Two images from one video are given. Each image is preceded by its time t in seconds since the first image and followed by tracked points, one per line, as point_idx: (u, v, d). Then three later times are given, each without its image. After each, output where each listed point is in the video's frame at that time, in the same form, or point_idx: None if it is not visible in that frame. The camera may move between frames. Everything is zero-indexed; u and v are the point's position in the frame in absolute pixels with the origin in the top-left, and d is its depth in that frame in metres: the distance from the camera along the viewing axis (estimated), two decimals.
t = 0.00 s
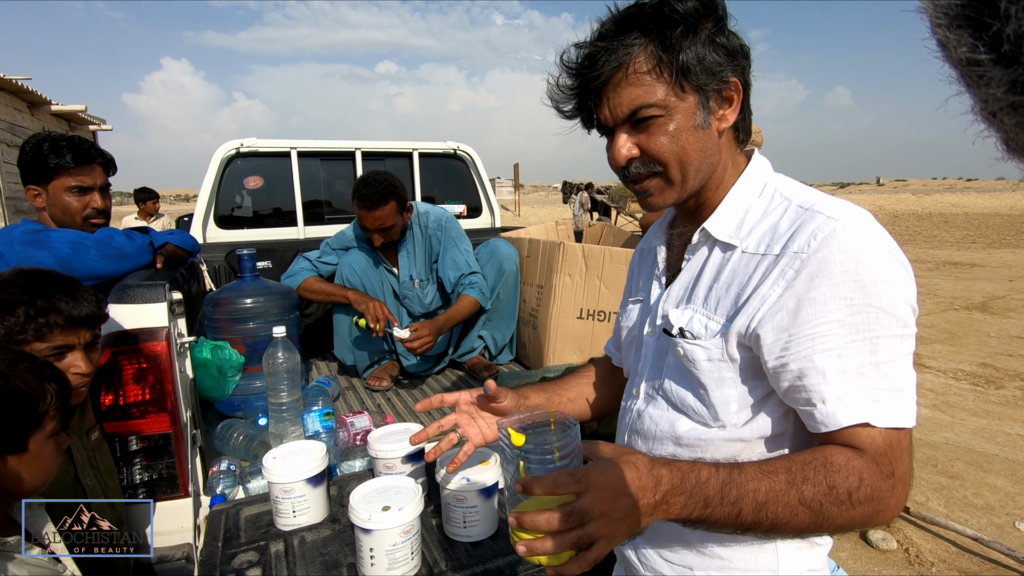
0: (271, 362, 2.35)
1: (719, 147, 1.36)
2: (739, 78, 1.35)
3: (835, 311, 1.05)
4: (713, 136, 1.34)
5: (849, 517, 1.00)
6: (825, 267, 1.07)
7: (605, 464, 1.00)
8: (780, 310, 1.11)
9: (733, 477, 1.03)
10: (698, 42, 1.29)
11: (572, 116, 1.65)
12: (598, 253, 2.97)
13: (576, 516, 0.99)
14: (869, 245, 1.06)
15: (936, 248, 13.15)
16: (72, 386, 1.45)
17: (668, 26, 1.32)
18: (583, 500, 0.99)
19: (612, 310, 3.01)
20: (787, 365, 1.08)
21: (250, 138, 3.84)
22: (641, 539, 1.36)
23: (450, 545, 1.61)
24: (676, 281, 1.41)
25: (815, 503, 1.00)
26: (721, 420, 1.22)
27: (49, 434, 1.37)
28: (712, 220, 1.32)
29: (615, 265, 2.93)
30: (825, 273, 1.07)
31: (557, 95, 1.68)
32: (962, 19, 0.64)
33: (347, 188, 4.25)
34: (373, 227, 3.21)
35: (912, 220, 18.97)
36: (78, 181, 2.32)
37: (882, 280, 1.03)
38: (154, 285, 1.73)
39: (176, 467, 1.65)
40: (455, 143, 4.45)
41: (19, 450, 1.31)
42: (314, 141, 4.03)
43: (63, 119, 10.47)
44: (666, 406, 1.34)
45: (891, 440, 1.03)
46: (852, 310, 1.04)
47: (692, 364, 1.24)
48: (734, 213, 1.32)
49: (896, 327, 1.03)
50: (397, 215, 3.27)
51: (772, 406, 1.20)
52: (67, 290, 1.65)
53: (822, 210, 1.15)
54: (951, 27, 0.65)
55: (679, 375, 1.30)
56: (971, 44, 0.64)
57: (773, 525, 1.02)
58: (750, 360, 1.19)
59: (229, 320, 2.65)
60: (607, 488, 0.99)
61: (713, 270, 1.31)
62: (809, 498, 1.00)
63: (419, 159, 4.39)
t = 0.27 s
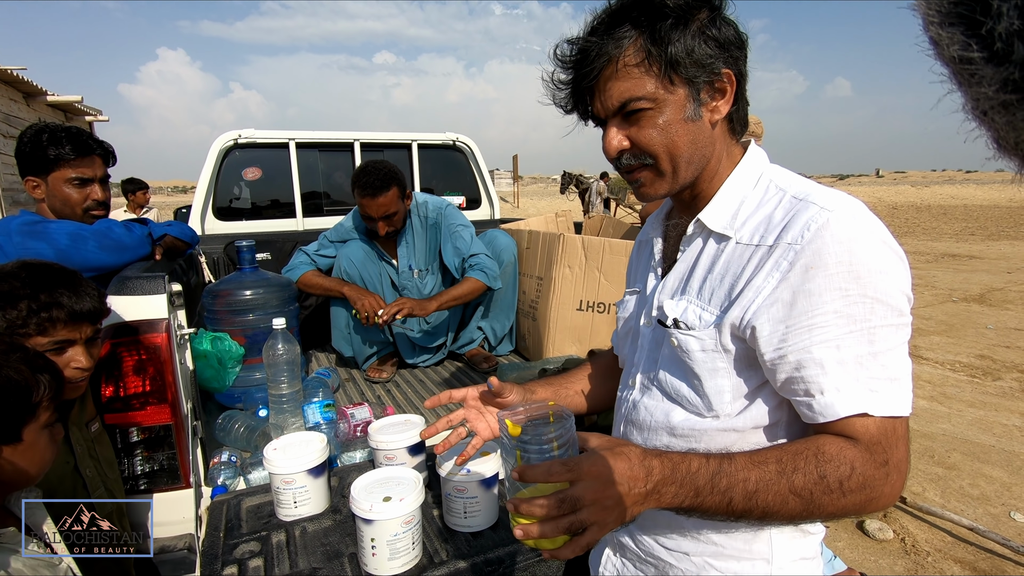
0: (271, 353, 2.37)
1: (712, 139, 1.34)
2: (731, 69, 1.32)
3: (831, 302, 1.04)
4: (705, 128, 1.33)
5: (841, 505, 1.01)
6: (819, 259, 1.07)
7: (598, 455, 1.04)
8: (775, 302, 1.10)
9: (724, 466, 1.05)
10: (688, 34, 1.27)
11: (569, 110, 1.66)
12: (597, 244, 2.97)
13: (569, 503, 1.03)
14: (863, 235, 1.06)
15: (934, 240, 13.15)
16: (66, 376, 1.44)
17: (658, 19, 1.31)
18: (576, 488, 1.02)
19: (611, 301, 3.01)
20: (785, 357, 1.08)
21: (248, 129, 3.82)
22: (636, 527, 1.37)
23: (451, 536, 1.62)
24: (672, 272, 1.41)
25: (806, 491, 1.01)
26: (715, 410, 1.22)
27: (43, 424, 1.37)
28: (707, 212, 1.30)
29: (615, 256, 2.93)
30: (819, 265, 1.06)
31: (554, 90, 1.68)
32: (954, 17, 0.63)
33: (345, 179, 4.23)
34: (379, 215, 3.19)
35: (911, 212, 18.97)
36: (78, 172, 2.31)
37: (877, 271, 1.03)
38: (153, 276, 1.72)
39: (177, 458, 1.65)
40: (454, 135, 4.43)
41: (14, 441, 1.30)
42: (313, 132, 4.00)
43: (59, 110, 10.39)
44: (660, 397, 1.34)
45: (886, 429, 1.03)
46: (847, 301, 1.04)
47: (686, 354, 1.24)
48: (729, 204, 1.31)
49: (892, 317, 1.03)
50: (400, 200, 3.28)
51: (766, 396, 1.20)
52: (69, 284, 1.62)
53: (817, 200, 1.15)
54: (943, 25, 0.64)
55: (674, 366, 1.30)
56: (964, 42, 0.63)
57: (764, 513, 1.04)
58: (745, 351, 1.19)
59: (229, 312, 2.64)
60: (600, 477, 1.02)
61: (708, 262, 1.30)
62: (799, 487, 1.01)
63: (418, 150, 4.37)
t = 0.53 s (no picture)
0: (273, 347, 2.36)
1: (711, 134, 1.34)
2: (728, 63, 1.30)
3: (827, 297, 1.04)
4: (703, 123, 1.32)
5: (834, 498, 1.02)
6: (814, 254, 1.06)
7: (587, 449, 1.08)
8: (771, 298, 1.10)
9: (715, 460, 1.06)
10: (683, 30, 1.25)
11: (564, 107, 1.63)
12: (598, 239, 2.97)
13: (560, 494, 1.06)
14: (860, 230, 1.05)
15: (935, 234, 13.13)
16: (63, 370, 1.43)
17: (653, 15, 1.28)
18: (567, 479, 1.06)
19: (611, 295, 3.01)
20: (783, 352, 1.08)
21: (248, 122, 3.81)
22: (631, 518, 1.37)
23: (452, 529, 1.63)
24: (669, 267, 1.40)
25: (796, 485, 1.02)
26: (709, 403, 1.22)
27: (40, 419, 1.36)
28: (704, 206, 1.31)
29: (616, 250, 2.93)
30: (815, 260, 1.06)
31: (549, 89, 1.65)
32: (947, 18, 0.63)
33: (346, 173, 4.23)
34: (384, 205, 3.18)
35: (913, 206, 18.92)
36: (78, 166, 2.30)
37: (874, 265, 1.03)
38: (154, 270, 1.72)
39: (179, 452, 1.66)
40: (454, 128, 4.42)
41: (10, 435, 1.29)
42: (313, 126, 3.99)
43: (58, 103, 10.36)
44: (656, 390, 1.34)
45: (884, 422, 1.02)
46: (844, 295, 1.03)
47: (682, 348, 1.24)
48: (726, 199, 1.31)
49: (890, 311, 1.03)
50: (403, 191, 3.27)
51: (761, 389, 1.20)
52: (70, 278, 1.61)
53: (812, 195, 1.13)
54: (937, 26, 0.64)
55: (671, 360, 1.31)
56: (958, 43, 0.62)
57: (756, 506, 1.05)
58: (739, 345, 1.19)
59: (230, 306, 2.65)
60: (591, 469, 1.05)
61: (705, 257, 1.29)
62: (790, 481, 1.02)
63: (418, 144, 4.36)
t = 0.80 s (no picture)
0: (275, 342, 2.36)
1: (714, 128, 1.33)
2: (732, 57, 1.29)
3: (823, 289, 1.03)
4: (707, 117, 1.31)
5: (804, 489, 1.04)
6: (814, 247, 1.05)
7: (568, 414, 1.16)
8: (770, 289, 1.09)
9: (688, 440, 1.11)
10: (686, 23, 1.24)
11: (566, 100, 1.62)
12: (599, 233, 2.96)
13: (536, 452, 1.19)
14: (861, 225, 1.04)
15: (939, 230, 13.09)
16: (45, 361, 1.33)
17: (656, 9, 1.27)
18: (542, 440, 1.16)
19: (612, 291, 3.01)
20: (775, 343, 1.08)
21: (249, 117, 3.80)
22: (632, 512, 1.38)
23: (453, 523, 1.64)
24: (673, 261, 1.39)
25: (766, 471, 1.05)
26: (711, 399, 1.22)
27: (13, 413, 1.25)
28: (708, 200, 1.30)
29: (617, 245, 2.93)
30: (814, 252, 1.05)
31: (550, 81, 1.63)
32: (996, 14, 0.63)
33: (347, 168, 4.22)
34: (385, 196, 3.17)
35: (916, 201, 18.85)
36: (74, 160, 2.29)
37: (871, 260, 1.02)
38: (156, 265, 1.72)
39: (181, 446, 1.67)
40: (456, 123, 4.40)
41: None
42: (314, 120, 3.98)
43: (59, 97, 10.34)
44: (658, 384, 1.34)
45: (867, 422, 1.02)
46: (839, 289, 1.02)
47: (684, 342, 1.23)
48: (731, 193, 1.30)
49: (883, 308, 1.02)
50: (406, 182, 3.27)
51: (762, 384, 1.19)
52: (63, 269, 1.60)
53: (817, 189, 1.13)
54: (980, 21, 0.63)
55: (673, 355, 1.30)
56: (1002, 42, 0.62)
57: (724, 486, 1.09)
58: (742, 340, 1.18)
59: (231, 300, 2.65)
60: (565, 436, 1.14)
61: (708, 250, 1.29)
62: (760, 466, 1.06)
63: (420, 138, 4.35)
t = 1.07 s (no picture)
0: (273, 339, 2.38)
1: (718, 126, 1.32)
2: (740, 55, 1.29)
3: (819, 286, 1.02)
4: (711, 115, 1.30)
5: (789, 483, 1.03)
6: (816, 244, 1.04)
7: (558, 397, 1.20)
8: (774, 288, 1.09)
9: (677, 428, 1.13)
10: (694, 20, 1.23)
11: (571, 94, 1.60)
12: (598, 231, 2.96)
13: (528, 435, 1.23)
14: (863, 224, 1.03)
15: (939, 227, 13.08)
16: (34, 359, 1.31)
17: (665, 4, 1.26)
18: (532, 423, 1.22)
19: (611, 288, 3.01)
20: (770, 340, 1.07)
21: (249, 114, 3.80)
22: (634, 512, 1.38)
23: (451, 520, 1.64)
24: (675, 258, 1.38)
25: (752, 462, 1.05)
26: (712, 398, 1.20)
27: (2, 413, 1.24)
28: (712, 197, 1.28)
29: (617, 243, 2.93)
30: (814, 250, 1.03)
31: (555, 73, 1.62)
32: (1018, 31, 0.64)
33: (347, 165, 4.22)
34: (386, 192, 3.17)
35: (918, 198, 18.82)
36: (70, 157, 2.29)
37: (869, 258, 1.01)
38: (154, 262, 1.73)
39: (181, 442, 1.68)
40: (456, 119, 4.40)
41: None
42: (313, 117, 3.98)
43: (60, 94, 10.34)
44: (659, 383, 1.32)
45: (858, 422, 1.01)
46: (835, 287, 1.01)
47: (686, 341, 1.22)
48: (734, 191, 1.28)
49: (882, 308, 1.00)
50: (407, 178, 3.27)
51: (763, 383, 1.18)
52: (51, 266, 1.59)
53: (822, 187, 1.11)
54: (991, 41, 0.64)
55: (674, 353, 1.28)
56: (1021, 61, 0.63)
57: (711, 476, 1.10)
58: (745, 339, 1.16)
59: (231, 298, 2.67)
60: (557, 419, 1.18)
61: (711, 248, 1.27)
62: (746, 458, 1.06)
63: (419, 135, 4.34)
